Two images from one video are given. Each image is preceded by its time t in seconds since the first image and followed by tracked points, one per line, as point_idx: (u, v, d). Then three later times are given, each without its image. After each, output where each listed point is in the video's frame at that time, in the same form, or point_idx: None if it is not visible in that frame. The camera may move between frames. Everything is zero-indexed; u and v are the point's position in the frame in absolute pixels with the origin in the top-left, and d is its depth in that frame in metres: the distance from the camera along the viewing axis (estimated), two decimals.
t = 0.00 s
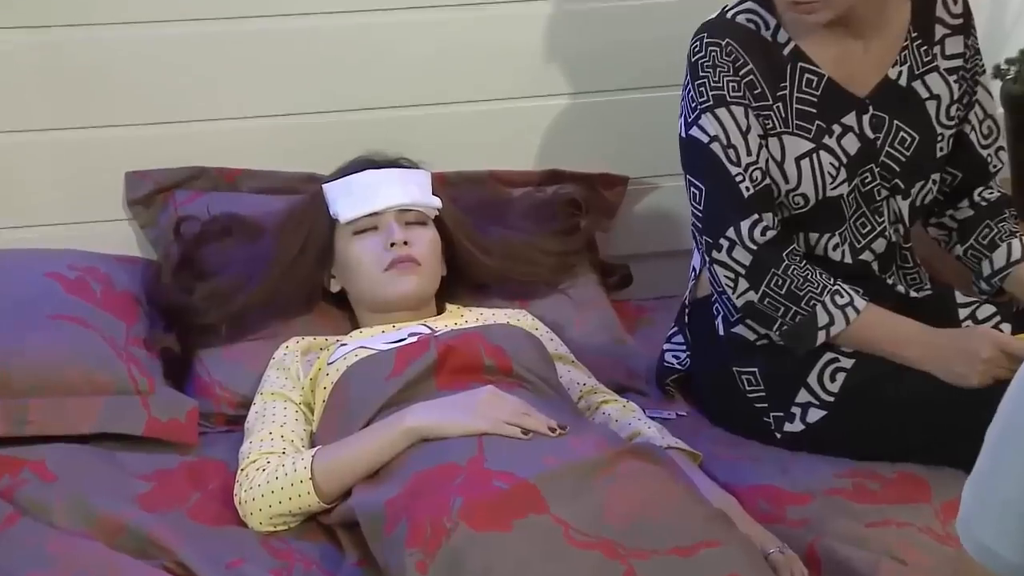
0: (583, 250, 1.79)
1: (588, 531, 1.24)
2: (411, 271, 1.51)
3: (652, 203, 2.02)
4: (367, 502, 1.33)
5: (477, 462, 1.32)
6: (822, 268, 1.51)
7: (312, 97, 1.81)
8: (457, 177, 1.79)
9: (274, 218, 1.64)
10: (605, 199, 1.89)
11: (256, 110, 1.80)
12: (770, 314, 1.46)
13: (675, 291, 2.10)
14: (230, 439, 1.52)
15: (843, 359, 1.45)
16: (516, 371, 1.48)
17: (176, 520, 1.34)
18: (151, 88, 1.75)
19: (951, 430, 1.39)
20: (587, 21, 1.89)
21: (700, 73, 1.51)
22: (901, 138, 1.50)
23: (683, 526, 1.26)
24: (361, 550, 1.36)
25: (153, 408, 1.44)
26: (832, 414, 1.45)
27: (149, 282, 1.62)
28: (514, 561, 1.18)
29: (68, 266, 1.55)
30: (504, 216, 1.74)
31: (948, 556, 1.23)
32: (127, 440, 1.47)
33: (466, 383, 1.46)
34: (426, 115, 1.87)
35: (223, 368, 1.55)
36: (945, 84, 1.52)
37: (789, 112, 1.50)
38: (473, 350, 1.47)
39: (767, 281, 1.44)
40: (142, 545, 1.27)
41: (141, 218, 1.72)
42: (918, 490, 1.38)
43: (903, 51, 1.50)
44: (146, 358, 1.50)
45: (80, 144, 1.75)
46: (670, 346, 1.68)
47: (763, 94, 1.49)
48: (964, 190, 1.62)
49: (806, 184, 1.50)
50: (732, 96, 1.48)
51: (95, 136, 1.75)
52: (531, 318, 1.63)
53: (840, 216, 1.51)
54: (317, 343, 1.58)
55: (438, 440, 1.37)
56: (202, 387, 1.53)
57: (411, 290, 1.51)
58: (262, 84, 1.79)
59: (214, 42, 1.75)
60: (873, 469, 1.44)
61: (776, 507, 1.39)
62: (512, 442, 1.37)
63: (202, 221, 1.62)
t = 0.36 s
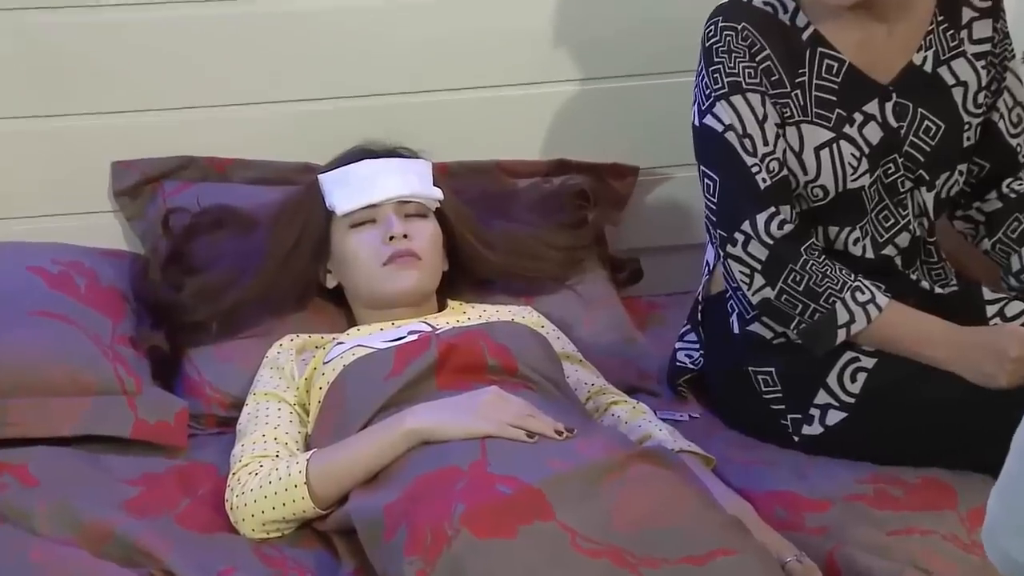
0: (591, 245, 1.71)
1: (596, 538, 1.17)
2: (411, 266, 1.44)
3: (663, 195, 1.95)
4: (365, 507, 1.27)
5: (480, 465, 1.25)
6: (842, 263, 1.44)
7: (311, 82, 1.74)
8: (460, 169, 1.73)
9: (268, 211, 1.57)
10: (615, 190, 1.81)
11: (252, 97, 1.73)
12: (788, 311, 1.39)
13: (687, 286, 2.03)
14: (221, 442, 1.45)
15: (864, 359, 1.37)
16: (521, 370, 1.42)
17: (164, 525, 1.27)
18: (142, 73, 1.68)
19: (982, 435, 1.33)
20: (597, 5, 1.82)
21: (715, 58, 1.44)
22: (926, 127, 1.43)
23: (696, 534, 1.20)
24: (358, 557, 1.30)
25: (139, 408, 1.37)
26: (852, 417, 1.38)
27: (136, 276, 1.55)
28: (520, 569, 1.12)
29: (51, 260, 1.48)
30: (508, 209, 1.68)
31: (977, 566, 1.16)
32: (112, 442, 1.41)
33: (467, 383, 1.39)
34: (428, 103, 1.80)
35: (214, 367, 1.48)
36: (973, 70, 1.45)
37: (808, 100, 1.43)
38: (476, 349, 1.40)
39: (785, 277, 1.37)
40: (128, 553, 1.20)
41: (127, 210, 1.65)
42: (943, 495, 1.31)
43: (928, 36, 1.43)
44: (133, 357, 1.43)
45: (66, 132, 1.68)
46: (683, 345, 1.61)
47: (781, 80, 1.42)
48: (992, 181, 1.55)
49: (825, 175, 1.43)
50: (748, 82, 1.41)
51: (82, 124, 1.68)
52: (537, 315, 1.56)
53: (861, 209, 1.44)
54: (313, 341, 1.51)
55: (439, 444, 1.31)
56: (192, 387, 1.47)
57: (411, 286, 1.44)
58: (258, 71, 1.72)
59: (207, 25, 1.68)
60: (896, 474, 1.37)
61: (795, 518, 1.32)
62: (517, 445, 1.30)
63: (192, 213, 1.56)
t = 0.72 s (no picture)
0: (602, 237, 1.65)
1: (607, 544, 1.11)
2: (413, 259, 1.38)
3: (677, 185, 1.88)
4: (364, 511, 1.20)
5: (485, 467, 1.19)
6: (865, 256, 1.37)
7: (312, 65, 1.68)
8: (464, 157, 1.66)
9: (264, 202, 1.50)
10: (626, 179, 1.74)
11: (250, 81, 1.67)
12: (808, 307, 1.32)
13: (701, 279, 1.96)
14: (213, 442, 1.39)
15: (888, 358, 1.30)
16: (528, 368, 1.35)
17: (154, 529, 1.21)
18: (137, 56, 1.63)
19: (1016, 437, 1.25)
20: None
21: (731, 42, 1.38)
22: (954, 113, 1.36)
23: (712, 540, 1.13)
24: (357, 563, 1.23)
25: (128, 407, 1.30)
26: (876, 418, 1.30)
27: (125, 269, 1.48)
28: None
29: (35, 253, 1.41)
30: (515, 200, 1.61)
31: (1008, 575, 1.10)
32: (100, 442, 1.34)
33: (471, 382, 1.33)
34: (434, 87, 1.73)
35: (206, 364, 1.41)
36: (1004, 54, 1.37)
37: (829, 85, 1.36)
38: (481, 346, 1.33)
39: (805, 271, 1.31)
40: (116, 559, 1.14)
41: (116, 200, 1.59)
42: (971, 500, 1.24)
43: (956, 17, 1.36)
44: (122, 354, 1.36)
45: (58, 116, 1.62)
46: (697, 343, 1.55)
47: (801, 64, 1.36)
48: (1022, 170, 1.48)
49: (847, 163, 1.36)
50: (767, 67, 1.35)
51: (74, 109, 1.63)
52: (544, 310, 1.49)
53: (885, 200, 1.37)
54: (311, 338, 1.45)
55: (442, 446, 1.24)
56: (184, 385, 1.40)
57: (413, 280, 1.38)
58: (256, 56, 1.66)
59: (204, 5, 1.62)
60: (922, 478, 1.30)
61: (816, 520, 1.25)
62: (524, 447, 1.23)
63: (183, 203, 1.49)
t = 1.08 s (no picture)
0: (612, 229, 1.59)
1: (619, 551, 1.06)
2: (418, 254, 1.33)
3: (691, 177, 1.82)
4: (366, 516, 1.15)
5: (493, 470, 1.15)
6: (887, 253, 1.32)
7: (316, 53, 1.63)
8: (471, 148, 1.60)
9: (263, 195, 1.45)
10: (638, 171, 1.68)
11: (252, 69, 1.62)
12: (827, 305, 1.28)
13: (714, 275, 1.90)
14: (210, 444, 1.34)
15: (911, 358, 1.25)
16: (536, 368, 1.31)
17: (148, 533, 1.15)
18: (136, 42, 1.58)
19: None
20: None
21: (748, 29, 1.33)
22: (980, 103, 1.31)
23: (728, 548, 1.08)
24: (359, 569, 1.18)
25: (121, 407, 1.25)
26: (899, 420, 1.25)
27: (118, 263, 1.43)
28: None
29: (26, 248, 1.36)
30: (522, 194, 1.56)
31: None
32: (92, 445, 1.30)
33: (475, 382, 1.28)
34: (440, 76, 1.68)
35: (203, 364, 1.36)
36: None
37: (850, 75, 1.31)
38: (488, 345, 1.29)
39: (824, 268, 1.26)
40: (109, 564, 1.09)
41: (109, 192, 1.51)
42: (999, 505, 1.17)
43: (982, 3, 1.30)
44: (116, 353, 1.31)
45: (53, 104, 1.58)
46: (712, 343, 1.49)
47: (820, 53, 1.31)
48: None
49: (868, 156, 1.31)
50: (785, 56, 1.30)
51: (70, 97, 1.58)
52: (553, 307, 1.45)
53: (907, 194, 1.32)
54: (312, 336, 1.40)
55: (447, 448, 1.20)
56: (179, 385, 1.35)
57: (417, 276, 1.33)
58: (255, 44, 1.61)
59: None
60: (945, 482, 1.23)
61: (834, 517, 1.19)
62: (533, 449, 1.19)
63: (179, 196, 1.44)
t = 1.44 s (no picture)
0: (623, 222, 1.52)
1: (630, 560, 1.00)
2: (420, 249, 1.27)
3: (708, 167, 1.75)
4: (364, 523, 1.09)
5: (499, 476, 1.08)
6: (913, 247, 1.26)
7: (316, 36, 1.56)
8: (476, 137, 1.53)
9: (258, 186, 1.39)
10: (650, 160, 1.60)
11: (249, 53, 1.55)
12: (851, 303, 1.21)
13: (731, 270, 1.83)
14: (201, 448, 1.28)
15: (938, 358, 1.18)
16: (544, 369, 1.24)
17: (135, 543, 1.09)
18: (128, 24, 1.51)
19: None
20: None
21: (766, 12, 1.27)
22: (1012, 90, 1.23)
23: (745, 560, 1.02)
24: None
25: (108, 409, 1.19)
26: (926, 424, 1.18)
27: (104, 257, 1.36)
28: None
29: (7, 241, 1.30)
30: (529, 186, 1.49)
31: None
32: (74, 448, 1.23)
33: (480, 384, 1.22)
34: (445, 61, 1.61)
35: (193, 364, 1.30)
36: None
37: (874, 60, 1.24)
38: (493, 344, 1.22)
39: (847, 264, 1.19)
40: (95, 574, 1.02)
41: (95, 182, 1.44)
42: None
43: None
44: (102, 352, 1.25)
45: (39, 90, 1.50)
46: (728, 343, 1.42)
47: (843, 37, 1.24)
48: None
49: (893, 145, 1.25)
50: (806, 39, 1.24)
51: (57, 83, 1.50)
52: (562, 305, 1.38)
53: (934, 184, 1.26)
54: (308, 335, 1.34)
55: (449, 453, 1.13)
56: (168, 386, 1.29)
57: (419, 272, 1.27)
58: (250, 26, 1.54)
59: None
60: (976, 490, 1.16)
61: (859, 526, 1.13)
62: (540, 454, 1.12)
63: (169, 186, 1.38)
